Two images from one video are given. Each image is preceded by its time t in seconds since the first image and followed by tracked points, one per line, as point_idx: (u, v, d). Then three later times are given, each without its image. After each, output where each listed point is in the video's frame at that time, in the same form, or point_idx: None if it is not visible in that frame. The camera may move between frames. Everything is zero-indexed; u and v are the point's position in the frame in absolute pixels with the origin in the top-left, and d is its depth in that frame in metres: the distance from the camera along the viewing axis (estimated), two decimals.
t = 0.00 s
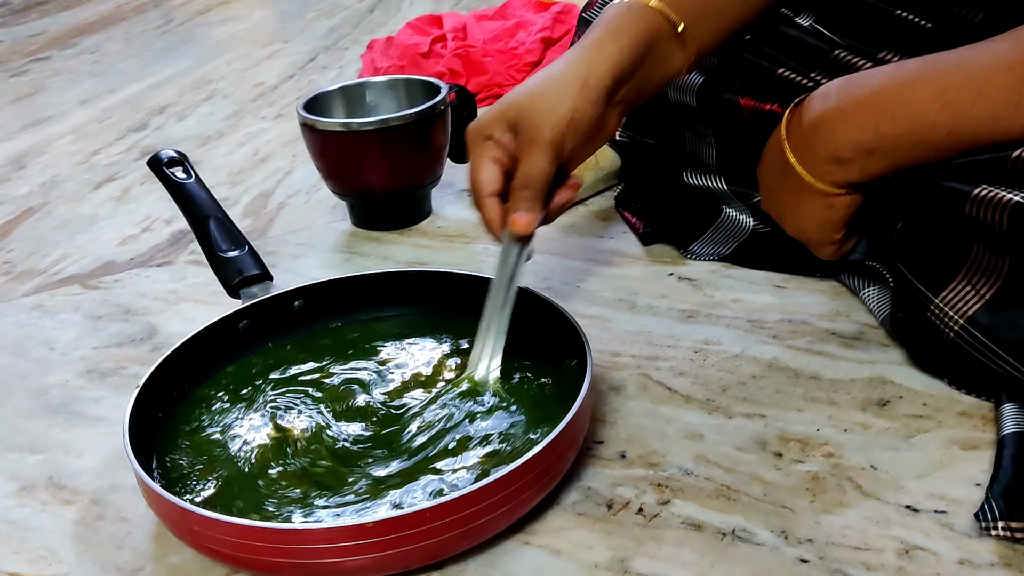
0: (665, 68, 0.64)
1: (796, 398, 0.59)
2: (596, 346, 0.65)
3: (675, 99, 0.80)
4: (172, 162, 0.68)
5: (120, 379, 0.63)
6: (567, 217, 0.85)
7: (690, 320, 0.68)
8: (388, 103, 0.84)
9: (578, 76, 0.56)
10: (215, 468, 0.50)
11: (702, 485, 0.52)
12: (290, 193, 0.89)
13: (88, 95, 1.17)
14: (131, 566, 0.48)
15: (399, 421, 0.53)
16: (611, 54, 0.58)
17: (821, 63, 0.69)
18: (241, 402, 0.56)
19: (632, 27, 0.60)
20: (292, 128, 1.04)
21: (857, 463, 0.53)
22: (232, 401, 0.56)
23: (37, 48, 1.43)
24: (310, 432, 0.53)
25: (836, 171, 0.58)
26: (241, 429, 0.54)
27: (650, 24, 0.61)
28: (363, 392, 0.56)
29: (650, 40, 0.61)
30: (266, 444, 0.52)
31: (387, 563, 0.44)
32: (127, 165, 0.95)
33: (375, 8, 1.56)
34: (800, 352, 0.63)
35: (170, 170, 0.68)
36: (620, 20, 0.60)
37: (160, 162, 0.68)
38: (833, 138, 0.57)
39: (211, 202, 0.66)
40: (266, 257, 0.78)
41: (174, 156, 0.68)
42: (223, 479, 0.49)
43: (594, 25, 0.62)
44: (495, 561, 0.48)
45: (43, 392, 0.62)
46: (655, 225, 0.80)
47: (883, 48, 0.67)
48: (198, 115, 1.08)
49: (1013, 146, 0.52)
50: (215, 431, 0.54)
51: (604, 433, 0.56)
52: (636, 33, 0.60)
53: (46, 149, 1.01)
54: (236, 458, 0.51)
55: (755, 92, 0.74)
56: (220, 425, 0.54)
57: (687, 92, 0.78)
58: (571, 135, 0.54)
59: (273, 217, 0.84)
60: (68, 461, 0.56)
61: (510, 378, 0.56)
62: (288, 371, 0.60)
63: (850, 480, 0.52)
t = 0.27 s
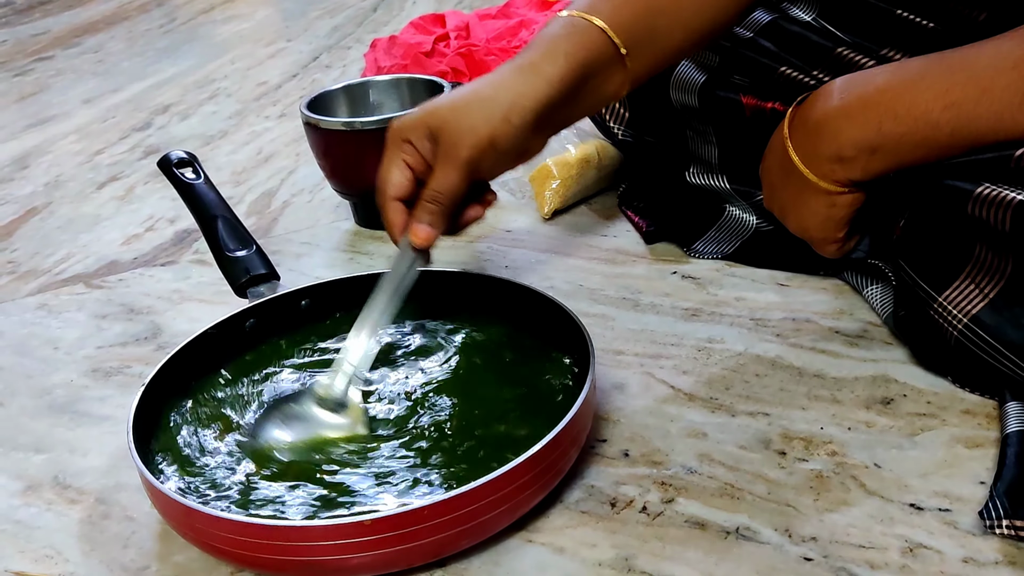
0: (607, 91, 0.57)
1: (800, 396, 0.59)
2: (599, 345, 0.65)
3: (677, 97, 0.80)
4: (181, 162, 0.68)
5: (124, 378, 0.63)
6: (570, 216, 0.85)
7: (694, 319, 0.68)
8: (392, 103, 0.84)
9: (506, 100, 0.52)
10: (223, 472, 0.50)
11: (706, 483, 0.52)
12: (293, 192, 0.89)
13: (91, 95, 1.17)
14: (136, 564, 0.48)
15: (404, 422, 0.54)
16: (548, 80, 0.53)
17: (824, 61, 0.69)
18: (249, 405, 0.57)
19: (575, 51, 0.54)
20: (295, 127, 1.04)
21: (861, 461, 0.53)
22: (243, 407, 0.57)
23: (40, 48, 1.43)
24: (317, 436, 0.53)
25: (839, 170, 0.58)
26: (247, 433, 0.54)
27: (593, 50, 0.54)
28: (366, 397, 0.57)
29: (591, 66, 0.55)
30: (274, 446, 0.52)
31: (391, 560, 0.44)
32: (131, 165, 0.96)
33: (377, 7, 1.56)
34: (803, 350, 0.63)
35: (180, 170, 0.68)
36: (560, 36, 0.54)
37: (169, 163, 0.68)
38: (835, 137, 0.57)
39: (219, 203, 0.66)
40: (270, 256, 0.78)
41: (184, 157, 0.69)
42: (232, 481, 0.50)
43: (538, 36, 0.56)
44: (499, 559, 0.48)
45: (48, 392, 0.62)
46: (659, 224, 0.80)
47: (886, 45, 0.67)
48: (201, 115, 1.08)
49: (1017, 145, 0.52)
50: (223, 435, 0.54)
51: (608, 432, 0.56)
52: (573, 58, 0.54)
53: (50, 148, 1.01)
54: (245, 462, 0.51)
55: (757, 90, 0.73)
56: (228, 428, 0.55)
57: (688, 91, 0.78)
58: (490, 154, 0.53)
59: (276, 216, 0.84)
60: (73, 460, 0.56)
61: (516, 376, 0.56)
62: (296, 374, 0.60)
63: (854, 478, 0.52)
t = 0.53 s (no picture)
0: (631, 48, 0.60)
1: (803, 394, 0.58)
2: (601, 342, 0.65)
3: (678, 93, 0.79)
4: (186, 160, 0.69)
5: (126, 376, 0.63)
6: (572, 213, 0.85)
7: (696, 316, 0.67)
8: (394, 100, 0.84)
9: (533, 54, 0.57)
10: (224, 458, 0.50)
11: (709, 481, 0.52)
12: (295, 190, 0.89)
13: (94, 93, 1.17)
14: (138, 562, 0.48)
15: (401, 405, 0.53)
16: (570, 29, 0.57)
17: (827, 56, 0.69)
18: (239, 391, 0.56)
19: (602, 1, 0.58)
20: (298, 125, 1.04)
21: (864, 458, 0.53)
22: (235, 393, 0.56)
23: (42, 47, 1.43)
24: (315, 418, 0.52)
25: (841, 165, 0.58)
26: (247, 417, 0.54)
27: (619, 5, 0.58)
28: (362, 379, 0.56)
29: (615, 21, 0.58)
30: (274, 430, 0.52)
31: (394, 558, 0.44)
32: (133, 163, 0.95)
33: (379, 4, 1.56)
34: (806, 347, 0.63)
35: (185, 168, 0.68)
36: None
37: (175, 160, 0.68)
38: (837, 133, 0.57)
39: (223, 199, 0.66)
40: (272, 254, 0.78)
41: (189, 154, 0.69)
42: (233, 467, 0.49)
43: None
44: (502, 557, 0.48)
45: (50, 390, 0.62)
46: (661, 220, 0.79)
47: (890, 39, 0.67)
48: (204, 113, 1.08)
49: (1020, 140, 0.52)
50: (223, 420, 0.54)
51: (610, 430, 0.56)
52: (601, 11, 0.58)
53: (52, 147, 1.01)
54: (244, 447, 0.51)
55: (760, 86, 0.73)
56: (228, 413, 0.54)
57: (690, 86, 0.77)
58: (518, 105, 0.57)
59: (278, 214, 0.84)
60: (75, 458, 0.56)
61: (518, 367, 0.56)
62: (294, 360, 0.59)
63: (857, 476, 0.51)
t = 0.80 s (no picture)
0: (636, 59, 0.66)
1: (805, 391, 0.58)
2: (603, 339, 0.65)
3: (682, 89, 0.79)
4: (187, 156, 0.69)
5: (128, 374, 0.63)
6: (574, 211, 0.85)
7: (698, 313, 0.67)
8: (395, 97, 0.84)
9: (545, 70, 0.61)
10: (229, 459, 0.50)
11: (711, 478, 0.52)
12: (297, 187, 0.89)
13: (95, 91, 1.17)
14: (140, 559, 0.48)
15: (405, 410, 0.53)
16: (579, 42, 0.62)
17: (833, 55, 0.68)
18: (244, 395, 0.56)
19: (607, 18, 0.63)
20: (300, 123, 1.04)
21: (867, 455, 0.53)
22: (242, 396, 0.56)
23: (44, 44, 1.43)
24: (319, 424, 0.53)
25: (846, 163, 0.58)
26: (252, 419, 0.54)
27: (622, 19, 0.64)
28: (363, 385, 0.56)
29: (619, 35, 0.64)
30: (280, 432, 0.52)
31: (395, 555, 0.44)
32: (135, 160, 0.95)
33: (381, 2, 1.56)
34: (809, 344, 0.63)
35: (186, 163, 0.68)
36: (591, 9, 0.64)
37: (176, 156, 0.68)
38: (842, 131, 0.57)
39: (225, 196, 0.66)
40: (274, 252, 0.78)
41: (190, 150, 0.69)
42: (239, 467, 0.50)
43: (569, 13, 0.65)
44: (504, 555, 0.48)
45: (52, 387, 0.62)
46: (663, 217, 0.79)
47: (895, 36, 0.66)
48: (205, 111, 1.08)
49: None
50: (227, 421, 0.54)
51: (612, 427, 0.56)
52: (603, 27, 0.63)
53: (54, 144, 1.01)
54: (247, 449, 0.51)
55: (765, 83, 0.73)
56: (233, 415, 0.54)
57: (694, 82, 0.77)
58: (536, 119, 0.61)
59: (280, 212, 0.84)
60: (77, 455, 0.56)
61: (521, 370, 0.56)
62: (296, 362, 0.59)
63: (859, 473, 0.51)
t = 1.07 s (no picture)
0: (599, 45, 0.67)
1: (807, 387, 0.58)
2: (605, 336, 0.65)
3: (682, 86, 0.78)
4: (190, 152, 0.68)
5: (131, 371, 0.63)
6: (575, 208, 0.85)
7: (700, 310, 0.67)
8: (397, 94, 0.84)
9: (516, 68, 0.62)
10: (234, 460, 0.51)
11: (713, 475, 0.52)
12: (299, 184, 0.89)
13: (97, 88, 1.17)
14: (143, 556, 0.48)
15: (405, 412, 0.53)
16: (543, 35, 0.63)
17: (833, 50, 0.68)
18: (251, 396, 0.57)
19: (568, 9, 0.64)
20: (301, 120, 1.04)
21: (869, 452, 0.53)
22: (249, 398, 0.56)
23: (46, 42, 1.43)
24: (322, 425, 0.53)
25: (847, 161, 0.58)
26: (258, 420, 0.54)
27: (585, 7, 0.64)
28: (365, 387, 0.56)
29: (583, 23, 0.65)
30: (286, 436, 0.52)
31: (397, 553, 0.45)
32: (137, 158, 0.95)
33: None
34: (811, 341, 0.63)
35: (187, 160, 0.68)
36: None
37: (177, 153, 0.68)
38: (842, 129, 0.57)
39: (227, 193, 0.66)
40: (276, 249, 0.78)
41: (191, 146, 0.68)
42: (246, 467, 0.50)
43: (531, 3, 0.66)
44: (506, 552, 0.48)
45: (55, 384, 0.62)
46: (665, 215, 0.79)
47: (895, 33, 0.66)
48: (207, 108, 1.08)
49: None
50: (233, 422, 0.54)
51: (614, 424, 0.56)
52: (568, 16, 0.64)
53: (56, 141, 1.01)
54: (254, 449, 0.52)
55: (765, 80, 0.73)
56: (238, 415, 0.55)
57: (694, 79, 0.77)
58: (519, 118, 0.62)
59: (282, 209, 0.84)
60: (80, 452, 0.56)
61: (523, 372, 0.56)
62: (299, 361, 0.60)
63: (862, 469, 0.51)
